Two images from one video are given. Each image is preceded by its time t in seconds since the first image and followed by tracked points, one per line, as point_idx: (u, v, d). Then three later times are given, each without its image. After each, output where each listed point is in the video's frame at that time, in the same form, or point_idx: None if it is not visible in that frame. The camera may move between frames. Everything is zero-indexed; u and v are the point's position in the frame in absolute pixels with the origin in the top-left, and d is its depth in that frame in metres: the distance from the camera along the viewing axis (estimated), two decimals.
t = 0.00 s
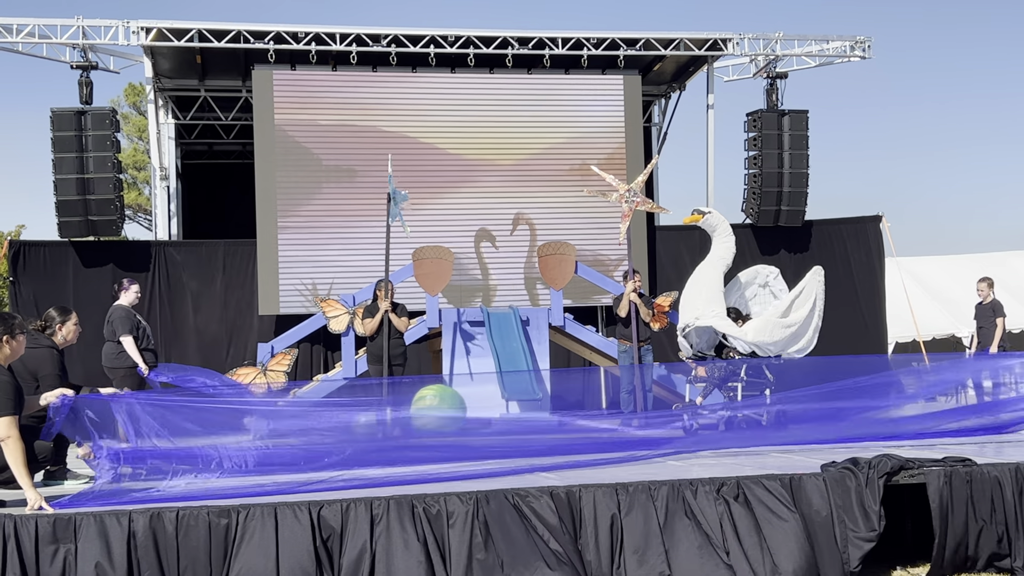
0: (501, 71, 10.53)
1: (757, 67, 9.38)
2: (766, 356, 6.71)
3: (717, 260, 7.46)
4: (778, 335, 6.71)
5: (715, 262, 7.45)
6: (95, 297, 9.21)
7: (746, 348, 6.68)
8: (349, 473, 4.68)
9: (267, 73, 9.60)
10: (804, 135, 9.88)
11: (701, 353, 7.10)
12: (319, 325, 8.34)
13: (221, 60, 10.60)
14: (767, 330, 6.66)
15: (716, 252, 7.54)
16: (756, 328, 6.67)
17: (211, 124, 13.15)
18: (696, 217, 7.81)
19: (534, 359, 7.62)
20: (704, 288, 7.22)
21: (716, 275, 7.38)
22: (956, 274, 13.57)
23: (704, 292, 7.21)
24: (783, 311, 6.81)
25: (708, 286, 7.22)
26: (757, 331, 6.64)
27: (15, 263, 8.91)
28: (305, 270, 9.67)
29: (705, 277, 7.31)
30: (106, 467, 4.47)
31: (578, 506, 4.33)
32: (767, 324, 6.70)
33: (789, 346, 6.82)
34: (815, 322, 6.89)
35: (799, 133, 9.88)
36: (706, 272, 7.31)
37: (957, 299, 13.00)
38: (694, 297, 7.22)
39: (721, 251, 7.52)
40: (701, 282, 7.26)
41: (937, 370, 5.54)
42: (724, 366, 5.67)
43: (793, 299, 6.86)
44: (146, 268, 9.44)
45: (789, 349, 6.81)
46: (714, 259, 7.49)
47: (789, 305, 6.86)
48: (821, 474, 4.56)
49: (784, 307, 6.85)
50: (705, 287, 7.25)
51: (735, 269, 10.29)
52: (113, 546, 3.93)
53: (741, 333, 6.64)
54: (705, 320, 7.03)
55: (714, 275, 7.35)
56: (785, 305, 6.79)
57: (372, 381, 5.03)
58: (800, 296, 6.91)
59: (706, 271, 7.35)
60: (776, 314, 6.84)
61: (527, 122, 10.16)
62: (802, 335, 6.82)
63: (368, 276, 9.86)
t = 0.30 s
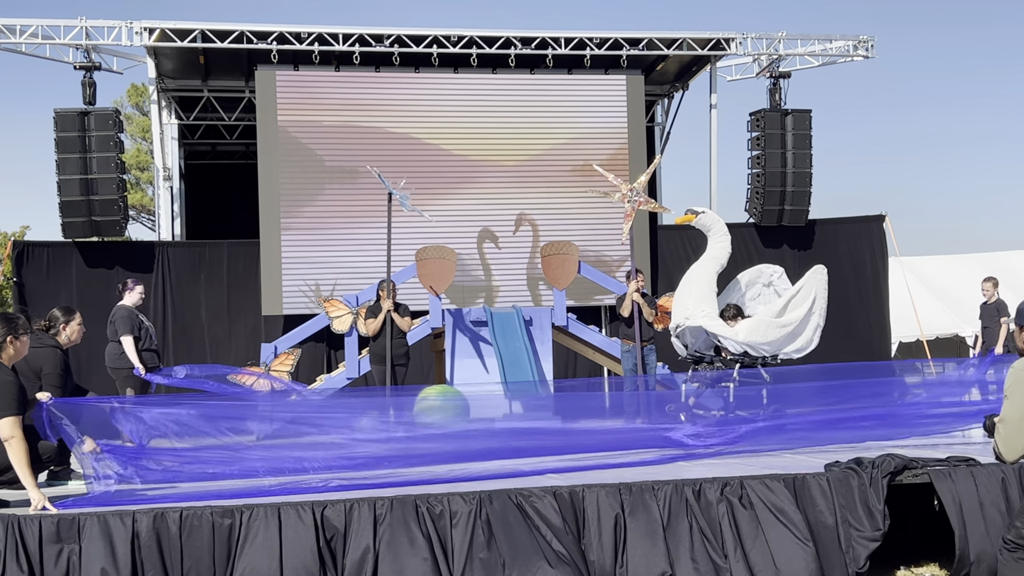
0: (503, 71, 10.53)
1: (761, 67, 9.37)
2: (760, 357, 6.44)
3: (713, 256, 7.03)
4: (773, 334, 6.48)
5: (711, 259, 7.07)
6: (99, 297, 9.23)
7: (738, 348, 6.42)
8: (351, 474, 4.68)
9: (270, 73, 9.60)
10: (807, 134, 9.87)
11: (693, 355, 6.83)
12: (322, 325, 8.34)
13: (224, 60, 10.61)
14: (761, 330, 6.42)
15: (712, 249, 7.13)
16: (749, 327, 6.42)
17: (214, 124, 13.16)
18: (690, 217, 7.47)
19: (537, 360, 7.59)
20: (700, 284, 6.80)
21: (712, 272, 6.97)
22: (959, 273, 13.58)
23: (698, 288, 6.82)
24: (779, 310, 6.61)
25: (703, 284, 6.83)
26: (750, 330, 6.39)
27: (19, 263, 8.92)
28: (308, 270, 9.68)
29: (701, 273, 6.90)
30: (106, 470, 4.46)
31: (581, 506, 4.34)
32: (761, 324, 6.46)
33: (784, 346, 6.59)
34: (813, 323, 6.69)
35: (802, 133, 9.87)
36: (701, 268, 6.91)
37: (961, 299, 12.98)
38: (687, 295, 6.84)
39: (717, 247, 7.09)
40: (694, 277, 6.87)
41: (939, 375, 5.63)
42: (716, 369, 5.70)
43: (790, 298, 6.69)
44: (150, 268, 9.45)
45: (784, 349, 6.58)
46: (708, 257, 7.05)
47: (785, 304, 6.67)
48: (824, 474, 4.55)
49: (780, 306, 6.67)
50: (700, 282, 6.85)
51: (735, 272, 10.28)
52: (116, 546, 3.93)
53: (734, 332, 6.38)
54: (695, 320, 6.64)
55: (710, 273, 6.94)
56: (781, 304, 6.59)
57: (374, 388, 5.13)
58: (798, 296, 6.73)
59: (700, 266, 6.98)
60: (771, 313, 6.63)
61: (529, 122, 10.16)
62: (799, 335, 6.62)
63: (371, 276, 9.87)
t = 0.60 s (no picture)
0: (508, 70, 10.52)
1: (766, 65, 9.36)
2: (751, 357, 6.40)
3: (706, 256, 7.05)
4: (765, 334, 6.40)
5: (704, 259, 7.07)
6: (106, 297, 9.24)
7: (729, 348, 6.36)
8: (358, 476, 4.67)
9: (275, 73, 9.61)
10: (812, 133, 9.86)
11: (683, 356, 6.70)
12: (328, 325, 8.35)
13: (229, 61, 10.62)
14: (752, 329, 6.36)
15: (704, 248, 7.16)
16: (738, 326, 6.37)
17: (220, 124, 13.18)
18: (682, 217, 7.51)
19: (543, 359, 7.61)
20: (692, 284, 6.84)
21: (703, 272, 6.98)
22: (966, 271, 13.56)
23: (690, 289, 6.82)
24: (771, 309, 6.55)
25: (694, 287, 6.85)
26: (740, 329, 6.33)
27: (26, 263, 8.93)
28: (314, 269, 9.70)
29: (692, 272, 6.91)
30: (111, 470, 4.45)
31: (586, 506, 4.33)
32: (752, 323, 6.38)
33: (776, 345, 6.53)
34: (808, 322, 6.59)
35: (808, 132, 9.86)
36: (692, 269, 6.93)
37: (967, 298, 12.96)
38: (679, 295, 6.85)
39: (709, 246, 7.12)
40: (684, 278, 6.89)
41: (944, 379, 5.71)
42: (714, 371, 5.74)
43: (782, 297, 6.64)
44: (155, 269, 9.47)
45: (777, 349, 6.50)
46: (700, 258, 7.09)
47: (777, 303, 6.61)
48: (830, 473, 4.54)
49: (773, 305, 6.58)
50: (693, 282, 6.87)
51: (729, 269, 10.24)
52: (123, 545, 3.95)
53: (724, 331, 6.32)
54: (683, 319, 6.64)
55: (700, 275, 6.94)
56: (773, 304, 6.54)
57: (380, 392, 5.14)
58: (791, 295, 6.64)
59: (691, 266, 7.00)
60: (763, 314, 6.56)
61: (535, 122, 10.16)
62: (793, 334, 6.54)
63: (376, 275, 9.88)
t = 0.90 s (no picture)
0: (516, 70, 10.52)
1: (773, 64, 9.34)
2: (738, 356, 6.33)
3: (693, 255, 6.99)
4: (751, 333, 6.39)
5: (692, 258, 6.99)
6: (114, 297, 9.27)
7: (714, 347, 6.31)
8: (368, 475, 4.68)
9: (282, 73, 9.62)
10: (820, 132, 9.84)
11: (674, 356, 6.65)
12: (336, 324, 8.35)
13: (237, 60, 10.63)
14: (738, 328, 6.34)
15: (693, 248, 7.10)
16: (723, 326, 6.36)
17: (227, 124, 13.20)
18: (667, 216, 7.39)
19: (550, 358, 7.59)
20: (677, 283, 6.78)
21: (691, 271, 6.92)
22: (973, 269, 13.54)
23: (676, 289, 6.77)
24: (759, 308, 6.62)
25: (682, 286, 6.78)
26: (724, 328, 6.31)
27: (34, 263, 8.95)
28: (322, 269, 9.71)
29: (678, 272, 6.84)
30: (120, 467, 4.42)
31: (594, 505, 4.34)
32: (740, 323, 6.39)
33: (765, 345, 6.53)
34: (799, 320, 6.66)
35: (816, 130, 9.84)
36: (679, 268, 6.84)
37: (976, 297, 12.93)
38: (667, 295, 6.76)
39: (698, 246, 7.06)
40: (671, 278, 6.84)
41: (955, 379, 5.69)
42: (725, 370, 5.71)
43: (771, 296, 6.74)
44: (163, 268, 9.47)
45: (767, 349, 6.50)
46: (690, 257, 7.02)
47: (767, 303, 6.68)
48: (838, 472, 4.53)
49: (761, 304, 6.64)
50: (679, 282, 6.82)
51: (717, 266, 10.24)
52: (131, 544, 3.95)
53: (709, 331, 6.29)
54: (668, 319, 6.62)
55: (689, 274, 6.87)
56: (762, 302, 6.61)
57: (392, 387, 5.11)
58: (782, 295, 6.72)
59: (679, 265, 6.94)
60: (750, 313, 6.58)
61: (542, 121, 10.15)
62: (782, 333, 6.57)
63: (383, 275, 9.88)
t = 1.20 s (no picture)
0: (521, 69, 10.52)
1: (779, 63, 9.34)
2: (725, 356, 6.34)
3: (681, 255, 6.88)
4: (739, 333, 6.37)
5: (680, 258, 6.90)
6: (121, 297, 9.29)
7: (700, 348, 6.32)
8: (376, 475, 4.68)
9: (288, 73, 9.63)
10: (826, 131, 9.82)
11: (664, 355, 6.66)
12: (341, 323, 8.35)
13: (242, 60, 10.64)
14: (725, 328, 6.34)
15: (682, 247, 6.96)
16: (709, 326, 6.36)
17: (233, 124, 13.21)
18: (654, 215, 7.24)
19: (555, 357, 7.58)
20: (664, 283, 6.72)
21: (678, 271, 6.83)
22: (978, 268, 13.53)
23: (662, 288, 6.72)
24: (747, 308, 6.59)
25: (669, 285, 6.73)
26: (710, 329, 6.32)
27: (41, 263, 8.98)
28: (327, 268, 9.72)
29: (665, 271, 6.77)
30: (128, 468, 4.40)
31: (600, 504, 4.34)
32: (727, 322, 6.37)
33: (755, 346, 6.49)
34: (791, 319, 6.59)
35: (822, 129, 9.83)
36: (666, 267, 6.77)
37: (983, 295, 12.89)
38: (654, 294, 6.72)
39: (687, 246, 6.92)
40: (656, 278, 6.79)
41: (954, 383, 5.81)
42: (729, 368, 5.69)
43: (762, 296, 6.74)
44: (168, 267, 9.48)
45: (756, 349, 6.46)
46: (678, 256, 6.91)
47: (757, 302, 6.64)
48: (844, 472, 4.53)
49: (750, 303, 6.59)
50: (665, 282, 6.76)
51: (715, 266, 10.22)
52: (138, 544, 3.95)
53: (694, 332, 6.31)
54: (654, 319, 6.61)
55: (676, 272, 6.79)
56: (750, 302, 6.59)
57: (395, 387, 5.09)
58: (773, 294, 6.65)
59: (666, 264, 6.86)
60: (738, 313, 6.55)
61: (547, 120, 10.15)
62: (773, 333, 6.51)
63: (388, 275, 9.89)
